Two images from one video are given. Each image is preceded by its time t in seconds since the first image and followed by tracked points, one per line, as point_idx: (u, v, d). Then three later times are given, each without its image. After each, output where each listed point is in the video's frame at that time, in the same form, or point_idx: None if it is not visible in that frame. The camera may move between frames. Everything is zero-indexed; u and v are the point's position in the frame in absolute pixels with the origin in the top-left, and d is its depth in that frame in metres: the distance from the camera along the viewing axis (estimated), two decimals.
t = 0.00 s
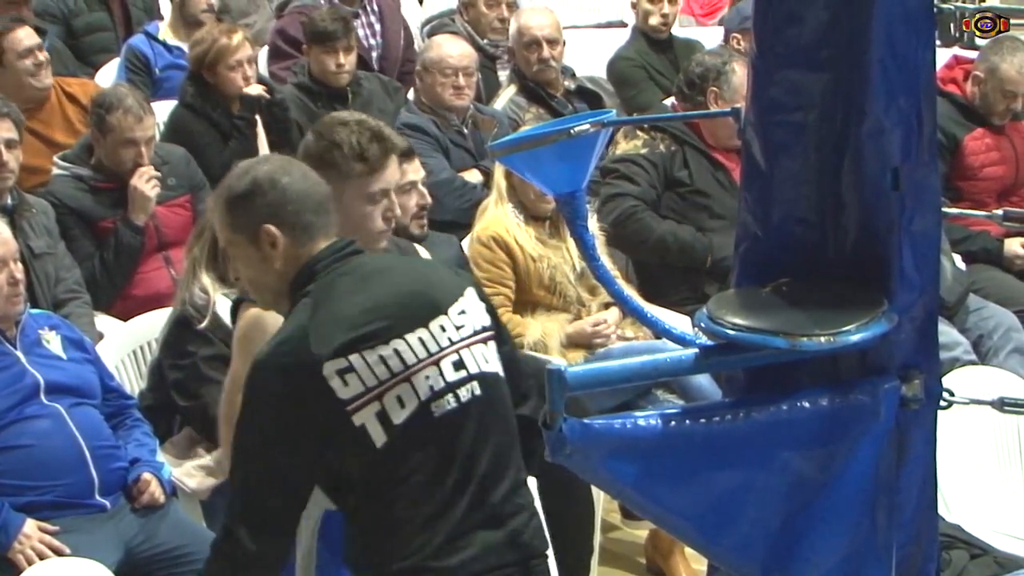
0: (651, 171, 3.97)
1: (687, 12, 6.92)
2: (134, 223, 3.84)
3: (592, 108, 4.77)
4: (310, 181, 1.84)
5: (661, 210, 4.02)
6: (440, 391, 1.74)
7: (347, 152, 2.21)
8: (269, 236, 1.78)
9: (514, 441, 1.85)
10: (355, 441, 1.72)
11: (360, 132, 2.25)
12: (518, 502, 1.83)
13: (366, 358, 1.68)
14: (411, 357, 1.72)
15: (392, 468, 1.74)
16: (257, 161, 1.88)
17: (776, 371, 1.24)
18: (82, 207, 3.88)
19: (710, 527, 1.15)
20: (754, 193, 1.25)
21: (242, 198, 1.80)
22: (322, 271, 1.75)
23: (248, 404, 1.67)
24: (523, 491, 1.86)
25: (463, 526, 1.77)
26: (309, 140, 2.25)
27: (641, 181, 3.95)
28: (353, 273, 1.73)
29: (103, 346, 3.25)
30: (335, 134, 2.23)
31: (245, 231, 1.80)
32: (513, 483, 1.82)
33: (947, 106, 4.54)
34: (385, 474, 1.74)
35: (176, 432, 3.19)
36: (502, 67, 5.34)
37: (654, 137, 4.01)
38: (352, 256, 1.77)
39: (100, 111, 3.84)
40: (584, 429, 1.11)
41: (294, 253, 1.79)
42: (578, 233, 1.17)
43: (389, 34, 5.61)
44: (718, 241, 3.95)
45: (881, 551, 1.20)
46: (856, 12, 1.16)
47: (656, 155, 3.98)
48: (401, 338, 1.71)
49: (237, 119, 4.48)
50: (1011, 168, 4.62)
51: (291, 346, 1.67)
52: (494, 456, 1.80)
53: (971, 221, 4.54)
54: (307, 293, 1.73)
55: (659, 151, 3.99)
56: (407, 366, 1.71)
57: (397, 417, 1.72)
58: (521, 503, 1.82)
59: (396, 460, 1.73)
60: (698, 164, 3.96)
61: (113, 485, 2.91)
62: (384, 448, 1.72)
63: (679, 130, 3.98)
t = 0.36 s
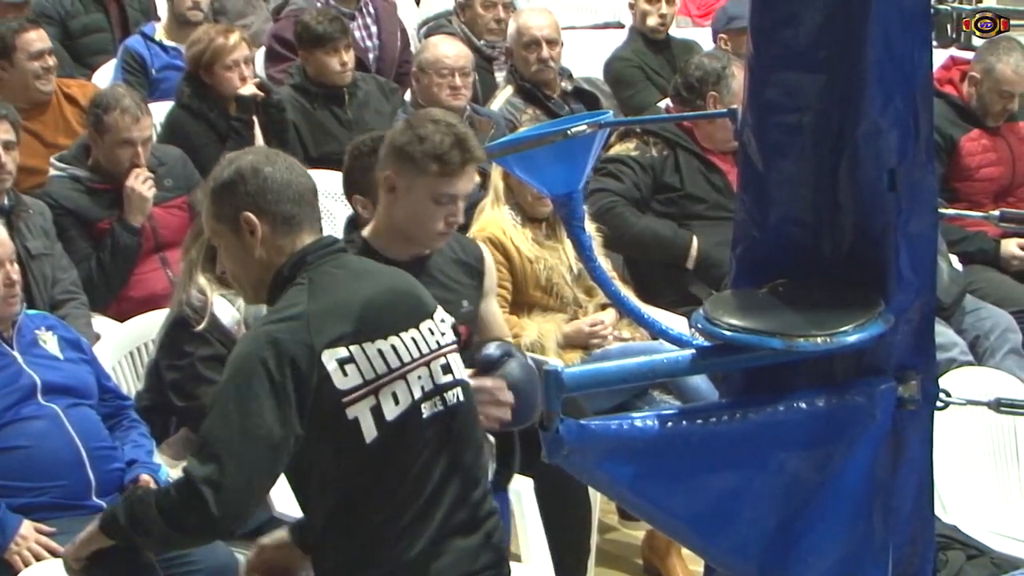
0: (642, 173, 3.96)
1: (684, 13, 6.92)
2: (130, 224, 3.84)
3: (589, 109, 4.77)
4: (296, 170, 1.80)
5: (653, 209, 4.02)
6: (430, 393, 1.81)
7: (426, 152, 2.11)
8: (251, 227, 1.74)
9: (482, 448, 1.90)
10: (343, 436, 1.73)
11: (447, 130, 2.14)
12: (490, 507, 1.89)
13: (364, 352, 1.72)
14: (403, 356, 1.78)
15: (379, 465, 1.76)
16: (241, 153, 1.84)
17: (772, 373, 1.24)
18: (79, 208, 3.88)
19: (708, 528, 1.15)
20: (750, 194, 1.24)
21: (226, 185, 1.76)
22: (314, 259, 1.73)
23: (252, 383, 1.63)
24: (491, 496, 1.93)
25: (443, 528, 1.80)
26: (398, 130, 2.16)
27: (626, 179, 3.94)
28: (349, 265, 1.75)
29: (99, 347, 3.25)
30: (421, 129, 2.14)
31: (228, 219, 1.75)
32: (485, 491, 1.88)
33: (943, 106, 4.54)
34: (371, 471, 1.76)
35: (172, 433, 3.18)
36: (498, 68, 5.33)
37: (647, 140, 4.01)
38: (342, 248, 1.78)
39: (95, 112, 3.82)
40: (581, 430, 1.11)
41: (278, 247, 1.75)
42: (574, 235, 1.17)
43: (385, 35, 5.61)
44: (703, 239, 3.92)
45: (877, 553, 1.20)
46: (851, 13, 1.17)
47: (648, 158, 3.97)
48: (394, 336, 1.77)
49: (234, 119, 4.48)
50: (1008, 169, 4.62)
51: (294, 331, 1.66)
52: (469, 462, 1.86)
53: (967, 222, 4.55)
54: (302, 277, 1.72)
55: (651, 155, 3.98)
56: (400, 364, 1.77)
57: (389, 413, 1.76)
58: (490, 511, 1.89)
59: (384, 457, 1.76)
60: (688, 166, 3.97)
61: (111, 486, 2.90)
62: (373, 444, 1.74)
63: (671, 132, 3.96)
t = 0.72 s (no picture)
0: (624, 174, 3.96)
1: (672, 15, 6.94)
2: (118, 227, 3.85)
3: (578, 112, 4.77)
4: (325, 159, 1.76)
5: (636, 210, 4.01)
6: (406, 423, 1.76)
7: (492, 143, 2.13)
8: (268, 218, 1.74)
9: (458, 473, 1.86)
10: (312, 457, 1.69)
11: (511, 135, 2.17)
12: (454, 530, 1.84)
13: (344, 377, 1.68)
14: (384, 382, 1.74)
15: (343, 489, 1.72)
16: (281, 125, 1.81)
17: (759, 373, 1.25)
18: (67, 211, 3.86)
19: (695, 530, 1.15)
20: (737, 197, 1.24)
21: (250, 165, 1.75)
22: (318, 264, 1.70)
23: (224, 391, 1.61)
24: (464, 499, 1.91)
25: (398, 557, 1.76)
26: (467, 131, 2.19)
27: (605, 177, 3.95)
28: (346, 281, 1.71)
29: (86, 350, 3.24)
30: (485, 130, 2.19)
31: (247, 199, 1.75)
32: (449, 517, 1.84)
33: (931, 109, 4.55)
34: (336, 493, 1.72)
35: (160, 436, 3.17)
36: (487, 71, 5.33)
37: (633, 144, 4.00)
38: (353, 255, 1.73)
39: (84, 114, 3.83)
40: (569, 433, 1.10)
41: (286, 239, 1.73)
42: (563, 237, 1.17)
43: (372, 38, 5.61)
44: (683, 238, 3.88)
45: (865, 553, 1.21)
46: (836, 16, 1.17)
47: (631, 161, 3.97)
48: (378, 361, 1.73)
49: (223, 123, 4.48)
50: (996, 171, 4.65)
51: (279, 344, 1.62)
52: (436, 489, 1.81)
53: (955, 224, 4.56)
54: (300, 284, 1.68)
55: (635, 158, 3.97)
56: (380, 392, 1.72)
57: (360, 440, 1.71)
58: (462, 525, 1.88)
59: (350, 481, 1.72)
60: (672, 170, 3.94)
61: (99, 489, 2.90)
62: (339, 468, 1.70)
63: (656, 137, 3.94)
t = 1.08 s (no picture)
0: (593, 179, 3.97)
1: (649, 19, 6.95)
2: (96, 231, 3.83)
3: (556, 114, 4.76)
4: (316, 162, 1.70)
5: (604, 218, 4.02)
6: (352, 442, 1.68)
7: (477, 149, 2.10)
8: (258, 219, 1.73)
9: (424, 498, 1.76)
10: (259, 466, 1.67)
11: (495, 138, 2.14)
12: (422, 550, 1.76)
13: (285, 391, 1.64)
14: (331, 400, 1.67)
15: (287, 501, 1.68)
16: (286, 125, 1.77)
17: (739, 376, 1.24)
18: (45, 214, 3.85)
19: (673, 532, 1.15)
20: (715, 200, 1.24)
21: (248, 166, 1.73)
22: (293, 268, 1.68)
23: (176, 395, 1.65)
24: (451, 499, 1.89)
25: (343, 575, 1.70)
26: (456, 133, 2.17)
27: (575, 181, 3.96)
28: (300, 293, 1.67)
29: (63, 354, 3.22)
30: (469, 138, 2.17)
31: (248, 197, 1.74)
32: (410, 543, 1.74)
33: (909, 112, 4.56)
34: (282, 505, 1.68)
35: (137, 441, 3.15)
36: (465, 74, 5.33)
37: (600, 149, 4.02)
38: (327, 265, 1.69)
39: (62, 117, 3.80)
40: (547, 436, 1.11)
41: (277, 242, 1.71)
42: (540, 239, 1.17)
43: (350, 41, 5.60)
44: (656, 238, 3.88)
45: (844, 555, 1.21)
46: (813, 18, 1.17)
47: (601, 166, 3.98)
48: (328, 378, 1.66)
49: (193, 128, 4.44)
50: (972, 173, 4.67)
51: (223, 349, 1.63)
52: (389, 515, 1.72)
53: (932, 226, 4.57)
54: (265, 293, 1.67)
55: (604, 163, 3.99)
56: (324, 410, 1.67)
57: (302, 455, 1.67)
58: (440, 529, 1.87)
59: (294, 493, 1.68)
60: (642, 175, 3.96)
61: (76, 493, 2.88)
62: (283, 479, 1.67)
63: (625, 142, 3.97)
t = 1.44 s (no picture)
0: (576, 186, 3.96)
1: (637, 25, 6.97)
2: (86, 237, 3.81)
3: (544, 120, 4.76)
4: (350, 165, 1.70)
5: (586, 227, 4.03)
6: (364, 450, 1.68)
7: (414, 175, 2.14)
8: (289, 219, 1.73)
9: (435, 512, 1.76)
10: (273, 464, 1.69)
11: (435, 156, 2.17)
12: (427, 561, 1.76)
13: (301, 393, 1.65)
14: (347, 407, 1.67)
15: (299, 503, 1.69)
16: (321, 128, 1.78)
17: (726, 383, 1.24)
18: (33, 220, 3.83)
19: (659, 538, 1.15)
20: (702, 207, 1.25)
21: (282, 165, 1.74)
22: (318, 274, 1.67)
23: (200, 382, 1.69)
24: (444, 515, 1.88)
25: None
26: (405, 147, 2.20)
27: (559, 190, 3.93)
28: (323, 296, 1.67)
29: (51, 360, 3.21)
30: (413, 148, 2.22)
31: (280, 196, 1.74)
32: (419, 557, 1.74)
33: (896, 118, 4.57)
34: (294, 507, 1.69)
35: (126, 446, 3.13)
36: (453, 80, 5.33)
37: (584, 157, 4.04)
38: (353, 270, 1.68)
39: (58, 121, 3.77)
40: (535, 442, 1.11)
41: (305, 243, 1.71)
42: (528, 245, 1.17)
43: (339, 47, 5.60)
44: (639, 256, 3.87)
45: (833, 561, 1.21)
46: (802, 22, 1.17)
47: (584, 174, 3.98)
48: (345, 384, 1.66)
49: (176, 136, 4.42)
50: (961, 178, 4.69)
51: (244, 346, 1.65)
52: (397, 525, 1.72)
53: (920, 232, 4.58)
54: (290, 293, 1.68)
55: (587, 170, 4.01)
56: (339, 415, 1.66)
57: (314, 458, 1.68)
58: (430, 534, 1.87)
59: (306, 497, 1.69)
60: (626, 183, 4.00)
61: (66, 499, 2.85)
62: (293, 479, 1.69)
63: (608, 150, 4.01)
